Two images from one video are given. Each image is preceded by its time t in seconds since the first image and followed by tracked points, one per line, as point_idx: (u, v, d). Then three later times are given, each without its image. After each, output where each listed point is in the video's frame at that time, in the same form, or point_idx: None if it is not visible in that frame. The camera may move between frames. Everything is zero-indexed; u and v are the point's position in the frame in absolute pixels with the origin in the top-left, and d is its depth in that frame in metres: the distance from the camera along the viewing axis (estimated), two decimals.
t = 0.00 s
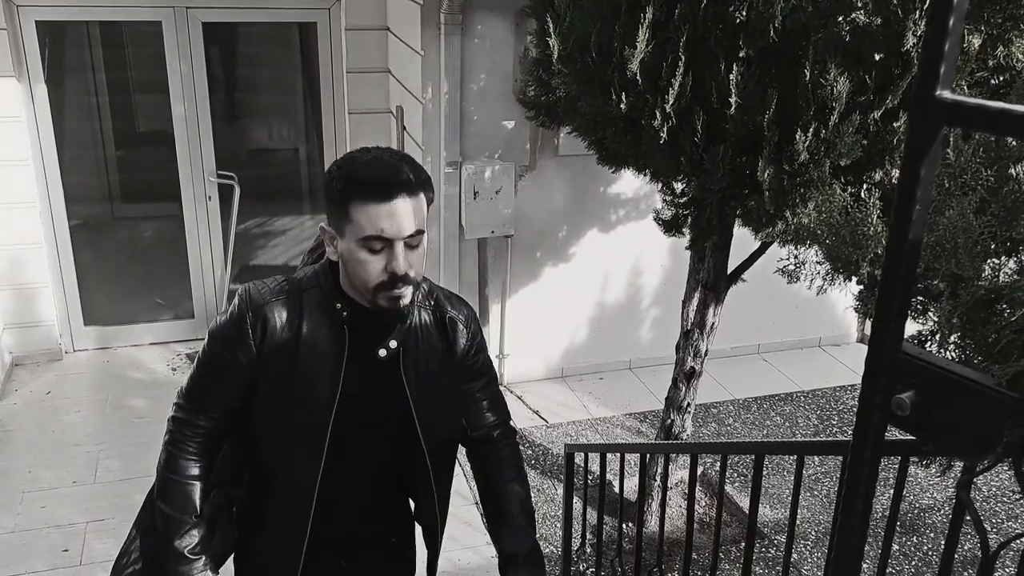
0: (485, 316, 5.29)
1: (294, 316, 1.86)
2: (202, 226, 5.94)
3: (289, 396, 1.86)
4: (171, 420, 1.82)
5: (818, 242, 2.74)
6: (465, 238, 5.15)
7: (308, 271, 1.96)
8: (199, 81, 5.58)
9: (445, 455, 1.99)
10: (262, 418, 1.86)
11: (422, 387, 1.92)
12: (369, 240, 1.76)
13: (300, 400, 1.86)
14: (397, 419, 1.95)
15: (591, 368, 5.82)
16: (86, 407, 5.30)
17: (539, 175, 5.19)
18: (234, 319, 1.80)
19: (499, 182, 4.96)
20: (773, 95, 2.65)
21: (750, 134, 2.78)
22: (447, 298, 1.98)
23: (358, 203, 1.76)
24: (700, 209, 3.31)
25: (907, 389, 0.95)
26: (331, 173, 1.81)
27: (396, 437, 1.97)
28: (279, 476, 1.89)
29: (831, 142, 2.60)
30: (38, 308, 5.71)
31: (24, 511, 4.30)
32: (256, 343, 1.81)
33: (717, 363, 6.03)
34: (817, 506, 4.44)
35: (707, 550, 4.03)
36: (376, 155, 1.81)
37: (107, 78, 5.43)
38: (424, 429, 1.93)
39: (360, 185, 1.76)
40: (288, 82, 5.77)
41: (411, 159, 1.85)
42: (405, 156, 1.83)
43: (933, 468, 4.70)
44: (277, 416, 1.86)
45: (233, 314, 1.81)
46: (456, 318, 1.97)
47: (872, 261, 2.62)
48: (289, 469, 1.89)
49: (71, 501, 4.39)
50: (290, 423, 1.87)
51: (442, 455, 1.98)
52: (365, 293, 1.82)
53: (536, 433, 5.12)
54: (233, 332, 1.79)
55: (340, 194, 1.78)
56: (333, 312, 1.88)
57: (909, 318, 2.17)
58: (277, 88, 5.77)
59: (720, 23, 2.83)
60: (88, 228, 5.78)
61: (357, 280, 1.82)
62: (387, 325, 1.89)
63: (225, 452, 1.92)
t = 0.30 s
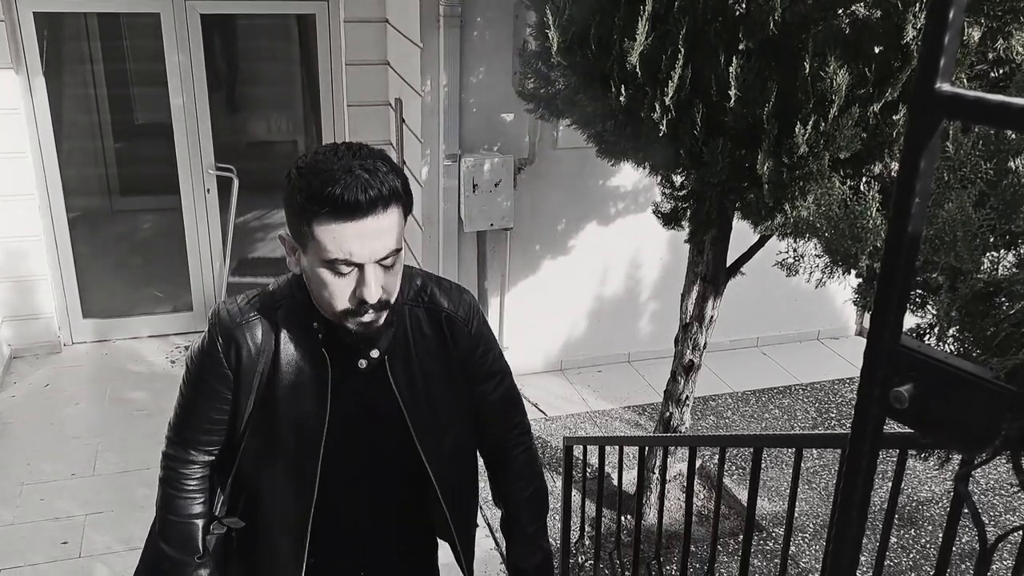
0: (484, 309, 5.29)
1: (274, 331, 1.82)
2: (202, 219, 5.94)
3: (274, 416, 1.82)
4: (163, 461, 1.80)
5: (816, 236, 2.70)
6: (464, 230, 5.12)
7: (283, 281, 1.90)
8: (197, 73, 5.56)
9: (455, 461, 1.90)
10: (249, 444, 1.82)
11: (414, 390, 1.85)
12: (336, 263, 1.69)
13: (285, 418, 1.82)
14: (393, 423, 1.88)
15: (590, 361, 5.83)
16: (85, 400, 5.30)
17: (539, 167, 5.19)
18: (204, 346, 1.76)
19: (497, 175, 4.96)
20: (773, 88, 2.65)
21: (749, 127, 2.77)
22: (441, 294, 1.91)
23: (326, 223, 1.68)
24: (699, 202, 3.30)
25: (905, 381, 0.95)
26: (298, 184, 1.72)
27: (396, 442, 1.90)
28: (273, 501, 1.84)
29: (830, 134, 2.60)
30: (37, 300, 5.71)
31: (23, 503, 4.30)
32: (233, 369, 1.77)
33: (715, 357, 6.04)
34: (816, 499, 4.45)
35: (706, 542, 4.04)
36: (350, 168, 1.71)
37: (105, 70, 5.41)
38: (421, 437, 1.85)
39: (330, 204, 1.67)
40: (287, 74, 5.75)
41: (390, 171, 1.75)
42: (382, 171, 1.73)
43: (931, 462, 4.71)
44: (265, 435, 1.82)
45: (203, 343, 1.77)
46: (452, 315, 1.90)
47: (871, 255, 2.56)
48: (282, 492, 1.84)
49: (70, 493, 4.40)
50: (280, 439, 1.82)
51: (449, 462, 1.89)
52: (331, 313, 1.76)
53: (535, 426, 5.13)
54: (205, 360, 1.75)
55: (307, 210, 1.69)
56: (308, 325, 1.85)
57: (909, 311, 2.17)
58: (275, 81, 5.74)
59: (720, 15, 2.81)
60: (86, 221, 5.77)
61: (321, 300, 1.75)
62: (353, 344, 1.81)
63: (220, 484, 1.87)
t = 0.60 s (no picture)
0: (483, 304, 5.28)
1: (286, 302, 1.64)
2: (202, 214, 5.94)
3: (293, 390, 1.69)
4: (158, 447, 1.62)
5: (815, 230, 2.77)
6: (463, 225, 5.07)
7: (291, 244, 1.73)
8: (197, 69, 5.56)
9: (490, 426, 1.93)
10: (262, 423, 1.68)
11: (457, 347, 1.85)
12: (409, 238, 1.58)
13: (303, 392, 1.69)
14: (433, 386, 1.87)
15: (589, 356, 5.84)
16: (84, 395, 5.30)
17: (538, 163, 5.18)
18: (207, 320, 1.56)
19: (497, 171, 4.90)
20: (773, 83, 2.64)
21: (748, 122, 2.77)
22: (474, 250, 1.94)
23: (414, 195, 1.55)
24: (699, 197, 3.30)
25: (903, 377, 0.95)
26: (374, 147, 1.56)
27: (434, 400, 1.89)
28: (291, 489, 1.72)
29: (830, 130, 2.59)
30: (36, 296, 5.70)
31: (23, 498, 4.30)
32: (246, 345, 1.58)
33: (714, 352, 6.04)
34: (814, 494, 4.46)
35: (705, 538, 4.05)
36: (443, 136, 1.58)
37: (104, 65, 5.40)
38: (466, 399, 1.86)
39: (425, 177, 1.53)
40: (285, 69, 5.74)
41: (478, 141, 1.64)
42: (476, 146, 1.61)
43: (930, 456, 4.72)
44: (284, 416, 1.69)
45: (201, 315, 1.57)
46: (484, 268, 1.93)
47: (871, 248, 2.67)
48: (311, 473, 1.73)
49: (70, 488, 4.40)
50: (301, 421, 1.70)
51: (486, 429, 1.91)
52: (386, 288, 1.68)
53: (534, 421, 5.13)
54: (213, 337, 1.55)
55: (392, 174, 1.54)
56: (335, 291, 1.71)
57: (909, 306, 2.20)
58: (276, 77, 5.76)
59: (720, 10, 2.80)
60: (85, 216, 5.77)
61: (373, 267, 1.64)
62: (390, 314, 1.73)
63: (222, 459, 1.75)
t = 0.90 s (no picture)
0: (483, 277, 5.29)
1: (384, 257, 1.45)
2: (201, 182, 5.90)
3: (377, 363, 1.49)
4: (219, 403, 1.42)
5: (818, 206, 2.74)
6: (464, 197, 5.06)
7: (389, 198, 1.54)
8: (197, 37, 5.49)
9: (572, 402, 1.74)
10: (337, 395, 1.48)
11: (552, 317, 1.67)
12: (557, 194, 1.39)
13: (389, 366, 1.50)
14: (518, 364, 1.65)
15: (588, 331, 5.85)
16: (86, 362, 5.31)
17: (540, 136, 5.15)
18: (301, 264, 1.37)
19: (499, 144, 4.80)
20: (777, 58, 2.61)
21: (752, 98, 2.72)
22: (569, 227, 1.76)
23: (567, 143, 1.36)
24: (701, 173, 3.28)
25: (903, 354, 0.95)
26: (519, 91, 1.36)
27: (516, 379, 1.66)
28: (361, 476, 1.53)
29: (833, 105, 2.55)
30: (38, 264, 5.68)
31: (25, 462, 4.33)
32: (339, 299, 1.39)
33: (713, 329, 6.04)
34: (811, 470, 4.48)
35: (701, 512, 4.08)
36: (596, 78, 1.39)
37: (104, 34, 5.34)
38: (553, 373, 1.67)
39: (584, 123, 1.35)
40: (286, 39, 5.67)
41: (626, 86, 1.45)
42: (631, 91, 1.43)
43: (927, 434, 4.74)
44: (363, 391, 1.50)
45: (297, 255, 1.38)
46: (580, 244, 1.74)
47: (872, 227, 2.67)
48: (384, 460, 1.53)
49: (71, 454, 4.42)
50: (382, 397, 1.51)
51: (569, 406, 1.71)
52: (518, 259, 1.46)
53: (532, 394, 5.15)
54: (310, 285, 1.36)
55: (542, 120, 1.35)
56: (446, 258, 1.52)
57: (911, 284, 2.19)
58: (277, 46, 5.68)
59: None
60: (87, 184, 5.75)
61: (510, 233, 1.43)
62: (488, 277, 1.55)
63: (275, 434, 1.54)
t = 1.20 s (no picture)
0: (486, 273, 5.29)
1: (412, 173, 1.39)
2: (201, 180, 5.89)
3: (397, 290, 1.44)
4: (236, 323, 1.41)
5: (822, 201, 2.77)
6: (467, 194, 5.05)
7: (425, 111, 1.48)
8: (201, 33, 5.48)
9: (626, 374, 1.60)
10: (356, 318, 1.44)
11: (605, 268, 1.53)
12: (611, 82, 1.27)
13: (412, 294, 1.44)
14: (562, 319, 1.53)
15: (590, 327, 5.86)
16: (88, 359, 5.33)
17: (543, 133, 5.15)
18: (319, 175, 1.33)
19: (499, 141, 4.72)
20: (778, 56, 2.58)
21: (756, 95, 2.70)
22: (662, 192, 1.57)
23: (624, 21, 1.23)
24: (704, 170, 3.27)
25: (905, 351, 0.95)
26: None
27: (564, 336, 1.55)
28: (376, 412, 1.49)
29: (836, 102, 2.56)
30: (41, 261, 5.71)
31: (28, 459, 4.34)
32: (358, 212, 1.35)
33: (714, 326, 6.03)
34: (814, 467, 4.48)
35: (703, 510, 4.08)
36: None
37: (108, 29, 5.35)
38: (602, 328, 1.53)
39: None
40: (290, 34, 5.70)
41: None
42: None
43: (930, 431, 4.74)
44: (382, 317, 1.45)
45: (320, 164, 1.35)
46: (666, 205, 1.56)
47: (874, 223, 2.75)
48: (401, 400, 1.49)
49: (74, 451, 4.43)
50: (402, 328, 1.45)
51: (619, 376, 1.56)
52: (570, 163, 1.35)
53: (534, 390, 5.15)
54: (326, 192, 1.32)
55: None
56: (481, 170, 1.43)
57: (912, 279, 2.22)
58: (282, 42, 5.72)
59: None
60: (90, 180, 5.75)
61: (558, 138, 1.32)
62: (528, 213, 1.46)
63: (293, 363, 1.51)
